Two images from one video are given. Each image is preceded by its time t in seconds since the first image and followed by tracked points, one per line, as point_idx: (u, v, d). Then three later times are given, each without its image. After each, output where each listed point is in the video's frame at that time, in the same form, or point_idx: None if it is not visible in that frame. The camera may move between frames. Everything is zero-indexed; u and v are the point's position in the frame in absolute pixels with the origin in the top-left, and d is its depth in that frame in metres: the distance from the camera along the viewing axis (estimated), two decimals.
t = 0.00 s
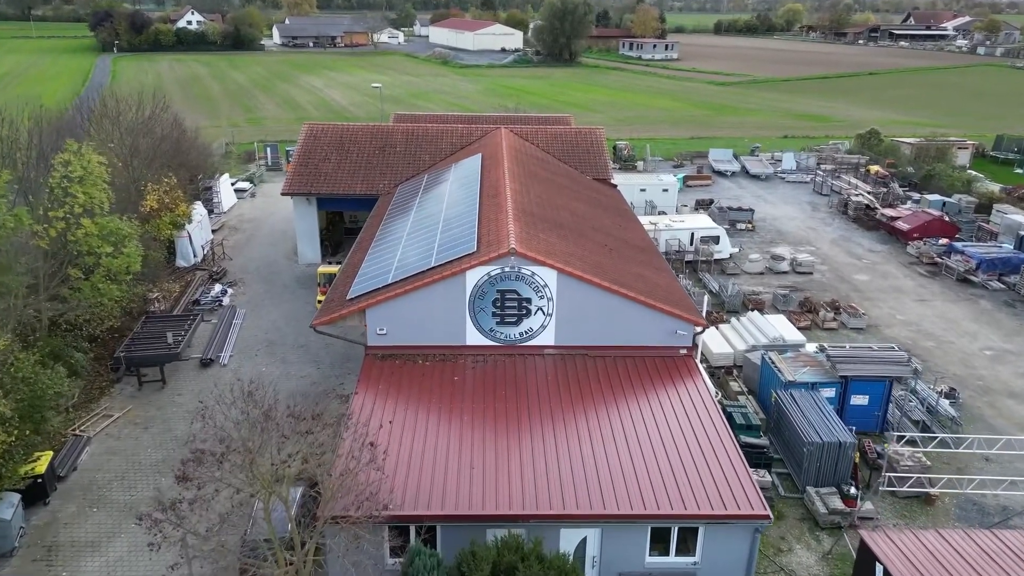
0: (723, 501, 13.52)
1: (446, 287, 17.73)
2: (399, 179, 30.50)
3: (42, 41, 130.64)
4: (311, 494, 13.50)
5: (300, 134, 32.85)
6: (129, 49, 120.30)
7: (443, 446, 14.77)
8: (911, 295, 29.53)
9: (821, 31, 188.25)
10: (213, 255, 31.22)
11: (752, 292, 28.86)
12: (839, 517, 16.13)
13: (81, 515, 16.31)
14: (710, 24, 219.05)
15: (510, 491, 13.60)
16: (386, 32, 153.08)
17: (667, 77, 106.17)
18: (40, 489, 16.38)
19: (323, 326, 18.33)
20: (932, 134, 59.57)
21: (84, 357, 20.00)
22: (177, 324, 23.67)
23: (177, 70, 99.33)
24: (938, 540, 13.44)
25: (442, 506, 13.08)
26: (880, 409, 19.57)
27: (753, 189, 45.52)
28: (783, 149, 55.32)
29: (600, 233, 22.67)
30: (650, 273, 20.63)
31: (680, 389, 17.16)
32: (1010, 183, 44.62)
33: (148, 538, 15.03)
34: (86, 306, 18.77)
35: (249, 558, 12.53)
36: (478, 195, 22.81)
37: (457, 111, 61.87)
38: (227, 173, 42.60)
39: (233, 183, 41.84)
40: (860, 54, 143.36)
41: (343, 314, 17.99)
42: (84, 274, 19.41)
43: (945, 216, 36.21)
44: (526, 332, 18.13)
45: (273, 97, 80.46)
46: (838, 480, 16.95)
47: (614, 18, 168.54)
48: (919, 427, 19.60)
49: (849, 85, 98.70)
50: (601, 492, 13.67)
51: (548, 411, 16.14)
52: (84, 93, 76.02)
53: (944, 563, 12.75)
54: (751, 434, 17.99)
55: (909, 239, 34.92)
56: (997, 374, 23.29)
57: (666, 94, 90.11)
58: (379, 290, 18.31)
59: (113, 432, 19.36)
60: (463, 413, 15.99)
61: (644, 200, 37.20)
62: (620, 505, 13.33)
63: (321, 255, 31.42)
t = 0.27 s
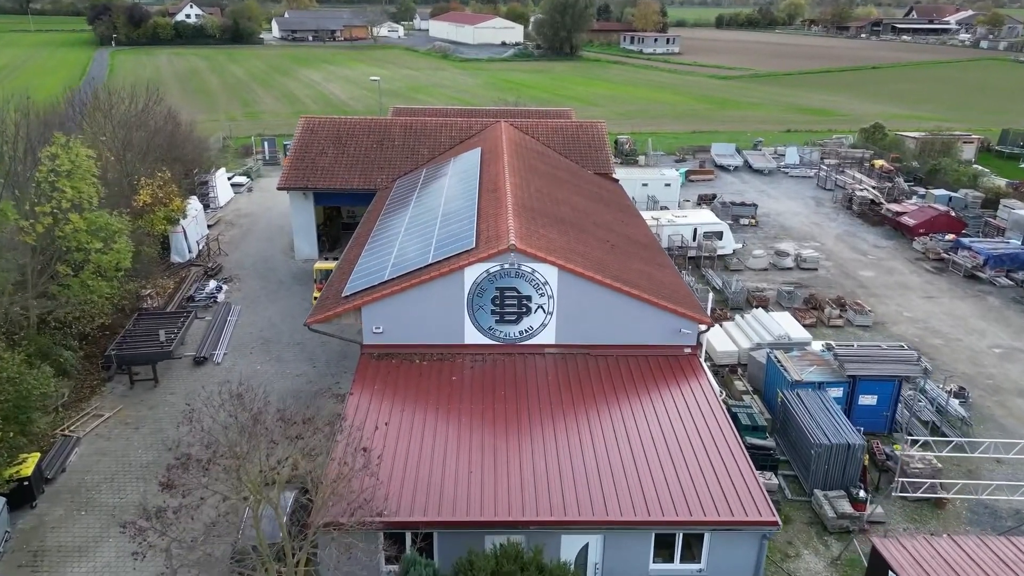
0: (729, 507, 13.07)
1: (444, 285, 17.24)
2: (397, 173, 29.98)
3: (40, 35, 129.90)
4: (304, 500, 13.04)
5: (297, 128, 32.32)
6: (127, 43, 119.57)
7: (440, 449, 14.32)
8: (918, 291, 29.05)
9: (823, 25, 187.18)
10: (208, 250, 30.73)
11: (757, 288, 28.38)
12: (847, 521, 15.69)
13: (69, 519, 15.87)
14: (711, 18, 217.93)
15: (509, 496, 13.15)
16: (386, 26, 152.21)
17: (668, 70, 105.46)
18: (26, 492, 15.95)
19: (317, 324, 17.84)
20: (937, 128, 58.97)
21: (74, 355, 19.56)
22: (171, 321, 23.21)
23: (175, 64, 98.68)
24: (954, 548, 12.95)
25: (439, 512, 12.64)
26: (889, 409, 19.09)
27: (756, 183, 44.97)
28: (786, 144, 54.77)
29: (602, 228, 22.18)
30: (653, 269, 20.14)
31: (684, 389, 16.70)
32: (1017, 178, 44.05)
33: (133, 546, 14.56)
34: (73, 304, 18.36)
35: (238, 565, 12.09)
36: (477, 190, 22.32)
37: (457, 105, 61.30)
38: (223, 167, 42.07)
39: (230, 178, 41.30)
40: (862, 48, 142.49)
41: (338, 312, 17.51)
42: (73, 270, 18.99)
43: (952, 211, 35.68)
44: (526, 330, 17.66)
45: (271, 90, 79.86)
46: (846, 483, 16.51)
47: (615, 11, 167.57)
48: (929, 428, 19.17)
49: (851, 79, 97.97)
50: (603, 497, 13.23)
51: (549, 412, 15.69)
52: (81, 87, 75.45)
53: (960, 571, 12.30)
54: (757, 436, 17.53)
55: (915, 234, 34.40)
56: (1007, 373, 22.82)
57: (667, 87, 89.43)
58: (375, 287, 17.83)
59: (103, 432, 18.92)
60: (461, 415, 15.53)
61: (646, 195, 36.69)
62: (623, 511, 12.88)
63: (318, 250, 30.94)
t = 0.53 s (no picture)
0: (735, 513, 12.65)
1: (441, 282, 16.77)
2: (394, 167, 29.49)
3: (37, 28, 129.04)
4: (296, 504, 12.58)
5: (293, 121, 31.81)
6: (125, 36, 118.77)
7: (437, 451, 13.88)
8: (924, 287, 28.58)
9: (825, 18, 186.17)
10: (203, 245, 30.25)
11: (760, 284, 27.92)
12: (856, 525, 15.27)
13: (56, 522, 15.43)
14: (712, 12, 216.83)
15: (508, 501, 12.73)
16: (385, 19, 151.32)
17: (669, 64, 104.77)
18: (11, 495, 15.52)
19: (311, 322, 17.35)
20: (941, 121, 58.42)
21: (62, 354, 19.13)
22: (163, 317, 22.77)
23: (173, 57, 97.92)
24: (966, 555, 12.54)
25: (435, 518, 12.22)
26: (897, 409, 18.66)
27: (759, 177, 44.45)
28: (788, 137, 54.23)
29: (604, 223, 21.71)
30: (655, 266, 19.68)
31: (688, 389, 16.26)
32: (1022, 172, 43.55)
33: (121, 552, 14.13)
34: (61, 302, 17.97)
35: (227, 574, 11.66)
36: (475, 184, 21.83)
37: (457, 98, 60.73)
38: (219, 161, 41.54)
39: (226, 172, 40.77)
40: (864, 41, 141.66)
41: (332, 310, 17.04)
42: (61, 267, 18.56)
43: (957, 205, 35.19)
44: (525, 328, 17.21)
45: (269, 84, 79.22)
46: (855, 485, 16.07)
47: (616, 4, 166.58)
48: (937, 428, 18.81)
49: (853, 73, 97.31)
50: (605, 502, 12.79)
51: (550, 413, 15.24)
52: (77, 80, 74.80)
53: None
54: (762, 437, 17.09)
55: (920, 229, 33.91)
56: (1016, 371, 22.38)
57: (668, 81, 88.75)
58: (371, 284, 17.36)
59: (93, 432, 18.48)
60: (459, 415, 15.08)
61: (648, 189, 36.20)
62: (626, 517, 12.46)
63: (314, 246, 30.47)
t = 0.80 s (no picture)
0: (742, 519, 12.23)
1: (439, 279, 16.32)
2: (392, 161, 29.01)
3: (34, 22, 128.26)
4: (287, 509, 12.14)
5: (289, 114, 31.32)
6: (122, 30, 118.04)
7: (434, 454, 13.47)
8: (931, 283, 28.13)
9: (827, 11, 185.17)
10: (198, 241, 29.79)
11: (764, 280, 27.49)
12: (865, 528, 14.87)
13: (44, 526, 15.02)
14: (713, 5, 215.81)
15: (507, 506, 12.33)
16: (384, 13, 150.50)
17: (670, 57, 104.05)
18: None
19: (305, 320, 16.88)
20: (944, 115, 57.86)
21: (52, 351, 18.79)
22: (156, 314, 22.34)
23: (170, 51, 97.24)
24: (980, 563, 12.27)
25: (432, 524, 11.82)
26: (906, 409, 18.23)
27: (762, 172, 43.95)
28: (791, 131, 53.72)
29: (605, 218, 21.27)
30: (658, 262, 19.24)
31: (692, 389, 15.84)
32: None
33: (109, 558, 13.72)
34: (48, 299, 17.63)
35: None
36: (474, 179, 21.37)
37: (457, 92, 60.19)
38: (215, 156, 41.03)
39: (222, 166, 40.27)
40: (866, 35, 140.84)
41: (327, 307, 16.59)
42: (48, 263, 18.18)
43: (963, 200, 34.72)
44: (525, 326, 16.76)
45: (267, 77, 78.62)
46: (863, 487, 15.67)
47: None
48: (946, 428, 18.42)
49: (855, 66, 96.62)
50: (608, 507, 12.39)
51: (551, 414, 14.82)
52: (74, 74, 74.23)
53: None
54: (769, 438, 16.69)
55: (926, 224, 33.45)
56: None
57: (669, 74, 88.09)
58: (367, 281, 16.91)
59: (83, 433, 18.07)
60: (457, 416, 14.67)
61: (649, 184, 35.73)
62: (630, 522, 12.05)
63: (311, 241, 30.03)
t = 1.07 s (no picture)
0: (749, 525, 11.83)
1: (436, 276, 15.88)
2: (390, 156, 28.54)
3: (32, 15, 127.53)
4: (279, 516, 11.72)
5: (286, 108, 30.85)
6: (120, 24, 117.36)
7: (431, 457, 13.06)
8: (937, 279, 27.70)
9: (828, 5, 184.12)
10: (193, 237, 29.35)
11: (767, 277, 27.07)
12: (874, 533, 14.46)
13: (30, 530, 14.64)
14: None
15: (507, 512, 11.93)
16: (384, 7, 149.67)
17: (670, 51, 103.39)
18: None
19: (299, 319, 16.44)
20: (949, 109, 57.30)
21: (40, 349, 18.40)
22: (149, 311, 21.93)
23: (168, 45, 96.60)
24: (999, 572, 11.96)
25: (429, 531, 11.42)
26: (914, 409, 17.82)
27: (764, 166, 43.48)
28: (793, 125, 53.22)
29: (607, 214, 20.83)
30: (661, 259, 18.81)
31: (696, 389, 15.42)
32: None
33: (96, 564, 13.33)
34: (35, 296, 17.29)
35: None
36: (473, 173, 20.92)
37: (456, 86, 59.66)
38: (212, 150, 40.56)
39: (219, 161, 39.81)
40: (868, 29, 139.91)
41: (322, 306, 16.16)
42: (35, 259, 17.82)
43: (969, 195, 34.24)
44: (525, 325, 16.34)
45: (265, 71, 78.04)
46: (872, 491, 15.25)
47: None
48: (956, 429, 18.02)
49: (858, 60, 95.95)
50: (611, 513, 12.00)
51: (551, 416, 14.41)
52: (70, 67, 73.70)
53: None
54: (774, 440, 16.28)
55: (931, 219, 32.99)
56: None
57: (670, 68, 87.49)
58: (362, 279, 16.47)
59: (72, 433, 17.68)
60: (455, 418, 14.25)
61: (651, 179, 35.28)
62: (633, 529, 11.66)
63: (308, 237, 29.59)
